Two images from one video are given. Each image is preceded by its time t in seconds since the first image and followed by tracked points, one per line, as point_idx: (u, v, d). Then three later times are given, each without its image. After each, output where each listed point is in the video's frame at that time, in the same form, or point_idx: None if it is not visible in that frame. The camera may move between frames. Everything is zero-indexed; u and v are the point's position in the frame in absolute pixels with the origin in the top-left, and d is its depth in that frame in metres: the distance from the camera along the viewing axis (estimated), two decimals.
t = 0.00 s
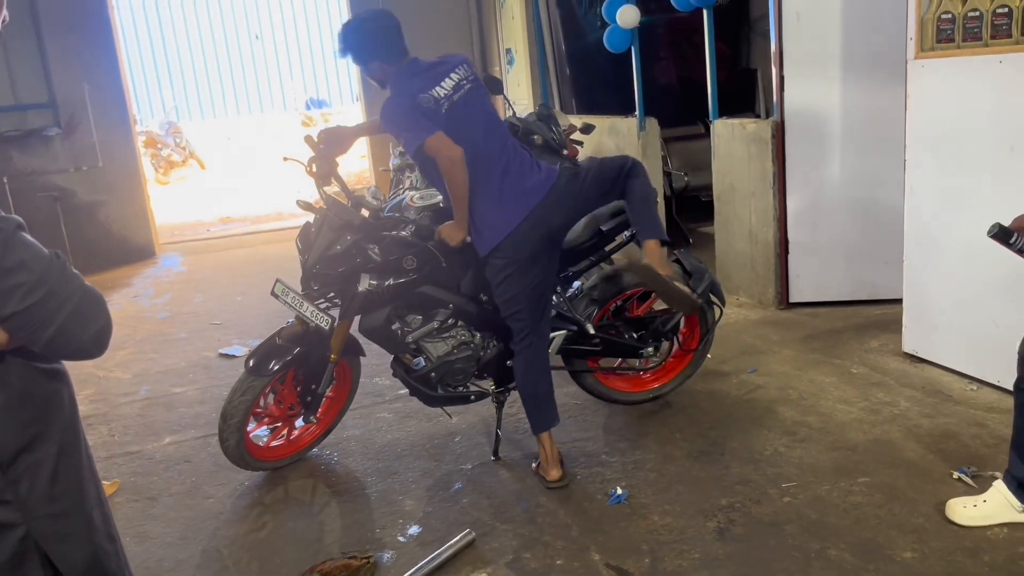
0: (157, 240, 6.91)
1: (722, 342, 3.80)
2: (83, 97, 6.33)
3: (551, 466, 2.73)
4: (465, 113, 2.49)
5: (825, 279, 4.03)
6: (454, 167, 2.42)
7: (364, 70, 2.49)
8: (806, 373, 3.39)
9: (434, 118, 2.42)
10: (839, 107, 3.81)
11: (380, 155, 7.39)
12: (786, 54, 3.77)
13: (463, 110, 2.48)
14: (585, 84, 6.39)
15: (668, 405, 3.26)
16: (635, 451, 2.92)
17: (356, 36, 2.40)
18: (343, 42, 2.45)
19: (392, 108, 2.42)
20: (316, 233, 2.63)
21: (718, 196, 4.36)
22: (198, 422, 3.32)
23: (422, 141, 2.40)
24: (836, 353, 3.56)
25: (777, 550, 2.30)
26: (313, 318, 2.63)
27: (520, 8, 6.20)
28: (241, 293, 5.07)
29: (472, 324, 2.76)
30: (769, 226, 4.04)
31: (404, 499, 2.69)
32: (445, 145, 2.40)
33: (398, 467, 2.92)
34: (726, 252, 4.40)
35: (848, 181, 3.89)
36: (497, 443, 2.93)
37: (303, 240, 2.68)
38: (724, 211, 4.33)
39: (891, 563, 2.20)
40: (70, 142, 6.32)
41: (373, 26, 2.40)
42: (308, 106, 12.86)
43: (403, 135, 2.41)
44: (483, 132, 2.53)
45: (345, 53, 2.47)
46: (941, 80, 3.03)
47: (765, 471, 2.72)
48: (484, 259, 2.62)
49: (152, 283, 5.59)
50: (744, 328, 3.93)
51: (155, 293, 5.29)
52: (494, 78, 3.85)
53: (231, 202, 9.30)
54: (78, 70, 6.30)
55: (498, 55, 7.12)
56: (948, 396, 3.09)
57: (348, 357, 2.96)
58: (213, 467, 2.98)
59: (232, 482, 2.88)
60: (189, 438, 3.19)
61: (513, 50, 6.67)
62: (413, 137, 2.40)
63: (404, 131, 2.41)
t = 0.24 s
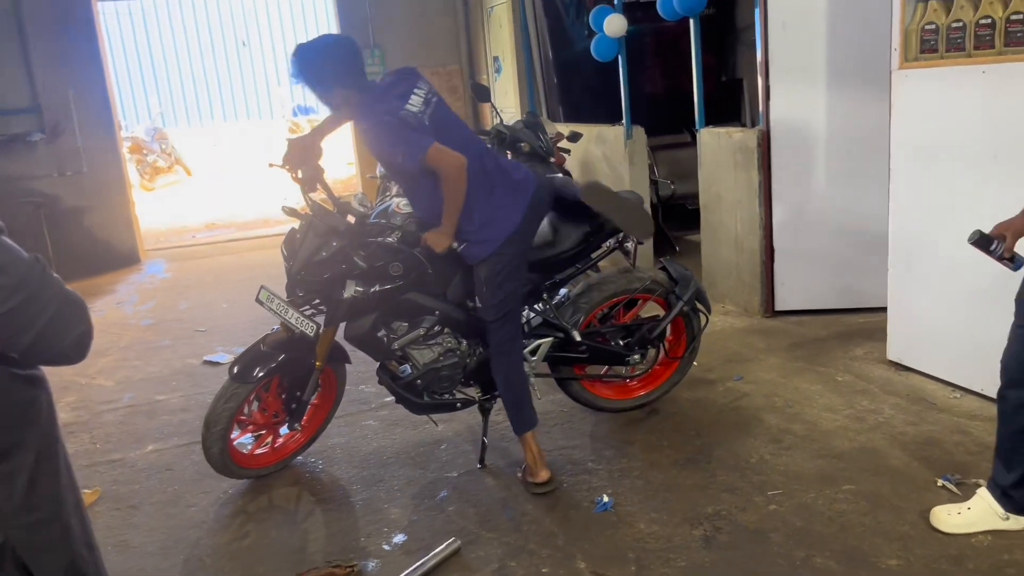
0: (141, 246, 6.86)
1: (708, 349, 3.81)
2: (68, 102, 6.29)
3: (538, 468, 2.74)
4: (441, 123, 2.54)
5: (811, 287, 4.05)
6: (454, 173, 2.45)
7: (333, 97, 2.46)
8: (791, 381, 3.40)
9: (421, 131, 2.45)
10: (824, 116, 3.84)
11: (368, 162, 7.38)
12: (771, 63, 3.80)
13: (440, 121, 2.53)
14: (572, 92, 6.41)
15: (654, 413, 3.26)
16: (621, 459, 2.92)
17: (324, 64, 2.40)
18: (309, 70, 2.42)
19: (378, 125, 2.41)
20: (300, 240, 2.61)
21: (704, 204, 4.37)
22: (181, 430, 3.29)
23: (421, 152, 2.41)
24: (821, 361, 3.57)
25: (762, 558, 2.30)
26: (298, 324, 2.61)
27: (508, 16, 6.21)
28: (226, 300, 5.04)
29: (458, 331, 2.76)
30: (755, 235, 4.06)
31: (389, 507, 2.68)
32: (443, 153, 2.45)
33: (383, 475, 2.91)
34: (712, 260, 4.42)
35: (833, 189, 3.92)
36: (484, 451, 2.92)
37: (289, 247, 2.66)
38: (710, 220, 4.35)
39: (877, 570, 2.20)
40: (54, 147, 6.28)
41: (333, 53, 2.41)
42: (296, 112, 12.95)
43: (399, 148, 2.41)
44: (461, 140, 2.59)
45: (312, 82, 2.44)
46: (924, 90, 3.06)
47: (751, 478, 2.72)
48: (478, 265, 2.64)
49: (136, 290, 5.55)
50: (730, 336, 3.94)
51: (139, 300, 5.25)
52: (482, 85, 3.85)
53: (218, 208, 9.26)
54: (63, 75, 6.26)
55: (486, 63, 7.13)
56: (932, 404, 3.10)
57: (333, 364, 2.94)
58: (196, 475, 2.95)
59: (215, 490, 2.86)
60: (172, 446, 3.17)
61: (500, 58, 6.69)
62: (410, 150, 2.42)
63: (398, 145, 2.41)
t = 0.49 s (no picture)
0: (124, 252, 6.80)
1: (693, 356, 3.82)
2: (50, 107, 6.24)
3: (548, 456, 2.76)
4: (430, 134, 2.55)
5: (795, 293, 4.07)
6: (460, 178, 2.48)
7: (325, 117, 2.41)
8: (776, 388, 3.41)
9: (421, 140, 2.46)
10: (809, 123, 3.87)
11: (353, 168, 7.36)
12: (757, 71, 3.82)
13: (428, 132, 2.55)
14: (558, 99, 6.42)
15: (639, 419, 3.26)
16: (607, 465, 2.91)
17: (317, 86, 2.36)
18: (303, 91, 2.36)
19: (383, 139, 2.39)
20: (283, 245, 2.59)
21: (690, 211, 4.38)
22: (164, 436, 3.26)
23: (431, 159, 2.42)
24: (806, 367, 3.58)
25: (748, 564, 2.30)
26: (281, 330, 2.60)
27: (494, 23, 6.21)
28: (210, 305, 5.01)
29: (443, 337, 2.76)
30: (739, 241, 4.07)
31: (373, 514, 2.66)
32: (449, 158, 2.47)
33: (367, 482, 2.89)
34: (697, 267, 4.43)
35: (817, 196, 3.94)
36: (469, 458, 2.91)
37: (272, 252, 2.64)
38: (695, 226, 4.36)
39: None
40: (36, 152, 6.23)
41: (320, 76, 2.38)
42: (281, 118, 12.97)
43: (409, 158, 2.40)
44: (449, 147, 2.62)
45: (305, 103, 2.37)
46: (907, 98, 3.09)
47: (736, 484, 2.72)
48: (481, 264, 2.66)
49: (119, 295, 5.51)
50: (715, 342, 3.95)
51: (122, 305, 5.21)
52: (468, 91, 3.85)
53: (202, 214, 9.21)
54: (46, 79, 6.22)
55: (472, 70, 7.13)
56: (915, 410, 3.12)
57: (318, 370, 2.92)
58: (178, 482, 2.92)
59: (197, 497, 2.83)
60: (154, 452, 3.14)
61: (486, 65, 6.71)
62: (420, 159, 2.41)
63: (407, 155, 2.40)
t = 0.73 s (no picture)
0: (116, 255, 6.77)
1: (687, 359, 3.82)
2: (42, 109, 6.22)
3: (558, 448, 2.79)
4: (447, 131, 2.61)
5: (789, 297, 4.07)
6: (468, 180, 2.50)
7: (355, 89, 2.46)
8: (770, 391, 3.41)
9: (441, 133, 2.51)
10: (803, 127, 3.87)
11: (347, 171, 7.36)
12: (750, 75, 3.83)
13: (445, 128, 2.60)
14: (552, 103, 6.43)
15: (634, 422, 3.26)
16: (602, 468, 2.91)
17: (357, 55, 2.43)
18: (341, 58, 2.43)
19: (406, 119, 2.44)
20: (277, 247, 2.61)
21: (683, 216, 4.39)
22: (156, 440, 3.24)
23: (447, 151, 2.47)
24: (799, 371, 3.59)
25: (742, 567, 2.30)
26: (274, 333, 2.58)
27: (488, 27, 6.23)
28: (203, 309, 4.99)
29: (437, 340, 2.75)
30: (733, 245, 4.08)
31: (367, 517, 2.65)
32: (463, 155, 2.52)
33: (361, 486, 2.87)
34: (691, 270, 4.43)
35: (811, 200, 3.95)
36: (463, 462, 2.89)
37: (265, 254, 2.64)
38: (689, 230, 4.37)
39: None
40: (28, 155, 6.20)
41: (355, 56, 2.43)
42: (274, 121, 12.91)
43: (427, 145, 2.45)
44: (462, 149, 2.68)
45: (341, 69, 2.43)
46: (900, 102, 3.10)
47: (730, 487, 2.72)
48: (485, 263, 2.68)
49: (111, 299, 5.48)
50: (709, 346, 3.95)
51: (114, 309, 5.18)
52: (463, 95, 3.85)
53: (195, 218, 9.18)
54: (38, 82, 6.20)
55: (466, 74, 7.14)
56: (909, 413, 3.13)
57: (311, 372, 2.91)
58: (170, 486, 2.90)
59: (189, 501, 2.81)
60: (146, 456, 3.12)
61: (480, 68, 6.72)
62: (438, 147, 2.46)
63: (426, 140, 2.45)
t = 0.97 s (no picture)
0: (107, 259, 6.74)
1: (679, 363, 3.83)
2: (32, 112, 6.20)
3: (546, 451, 2.79)
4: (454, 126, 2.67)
5: (781, 301, 4.09)
6: (455, 173, 2.52)
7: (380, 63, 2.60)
8: (762, 395, 3.42)
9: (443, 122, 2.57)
10: (794, 132, 3.89)
11: (339, 174, 7.35)
12: (742, 80, 3.85)
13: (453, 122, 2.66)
14: (544, 106, 6.44)
15: (626, 426, 3.26)
16: (594, 472, 2.91)
17: (384, 31, 2.57)
18: (373, 31, 2.57)
19: (412, 100, 2.53)
20: (270, 250, 2.59)
21: (675, 220, 4.39)
22: (147, 445, 3.23)
23: (441, 138, 2.52)
24: (791, 374, 3.60)
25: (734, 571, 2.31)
26: (267, 335, 2.59)
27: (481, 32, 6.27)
28: (194, 313, 4.97)
29: (429, 344, 2.75)
30: (725, 249, 4.09)
31: (360, 522, 2.64)
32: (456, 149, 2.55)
33: (353, 491, 2.87)
34: (682, 274, 4.44)
35: (802, 204, 3.97)
36: (455, 466, 2.90)
37: (257, 257, 2.63)
38: (680, 234, 4.38)
39: None
40: (18, 158, 6.17)
41: (385, 33, 2.57)
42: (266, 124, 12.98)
43: (422, 127, 2.51)
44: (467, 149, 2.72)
45: (367, 41, 2.57)
46: (890, 107, 3.11)
47: (722, 491, 2.73)
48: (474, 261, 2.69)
49: (102, 302, 5.47)
50: (701, 350, 3.96)
51: (104, 313, 5.16)
52: (456, 99, 3.85)
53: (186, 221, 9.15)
54: (29, 84, 6.18)
55: (458, 77, 7.14)
56: (899, 417, 3.14)
57: (303, 376, 2.90)
58: (160, 492, 2.89)
59: (180, 506, 2.80)
60: (137, 461, 3.11)
61: (472, 72, 6.73)
62: (432, 132, 2.51)
63: (425, 122, 2.51)
